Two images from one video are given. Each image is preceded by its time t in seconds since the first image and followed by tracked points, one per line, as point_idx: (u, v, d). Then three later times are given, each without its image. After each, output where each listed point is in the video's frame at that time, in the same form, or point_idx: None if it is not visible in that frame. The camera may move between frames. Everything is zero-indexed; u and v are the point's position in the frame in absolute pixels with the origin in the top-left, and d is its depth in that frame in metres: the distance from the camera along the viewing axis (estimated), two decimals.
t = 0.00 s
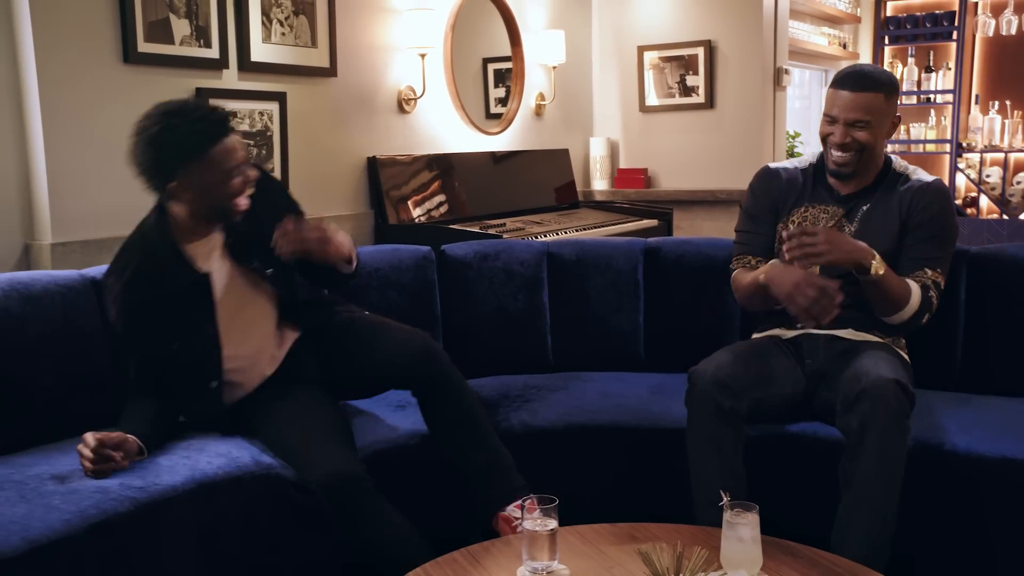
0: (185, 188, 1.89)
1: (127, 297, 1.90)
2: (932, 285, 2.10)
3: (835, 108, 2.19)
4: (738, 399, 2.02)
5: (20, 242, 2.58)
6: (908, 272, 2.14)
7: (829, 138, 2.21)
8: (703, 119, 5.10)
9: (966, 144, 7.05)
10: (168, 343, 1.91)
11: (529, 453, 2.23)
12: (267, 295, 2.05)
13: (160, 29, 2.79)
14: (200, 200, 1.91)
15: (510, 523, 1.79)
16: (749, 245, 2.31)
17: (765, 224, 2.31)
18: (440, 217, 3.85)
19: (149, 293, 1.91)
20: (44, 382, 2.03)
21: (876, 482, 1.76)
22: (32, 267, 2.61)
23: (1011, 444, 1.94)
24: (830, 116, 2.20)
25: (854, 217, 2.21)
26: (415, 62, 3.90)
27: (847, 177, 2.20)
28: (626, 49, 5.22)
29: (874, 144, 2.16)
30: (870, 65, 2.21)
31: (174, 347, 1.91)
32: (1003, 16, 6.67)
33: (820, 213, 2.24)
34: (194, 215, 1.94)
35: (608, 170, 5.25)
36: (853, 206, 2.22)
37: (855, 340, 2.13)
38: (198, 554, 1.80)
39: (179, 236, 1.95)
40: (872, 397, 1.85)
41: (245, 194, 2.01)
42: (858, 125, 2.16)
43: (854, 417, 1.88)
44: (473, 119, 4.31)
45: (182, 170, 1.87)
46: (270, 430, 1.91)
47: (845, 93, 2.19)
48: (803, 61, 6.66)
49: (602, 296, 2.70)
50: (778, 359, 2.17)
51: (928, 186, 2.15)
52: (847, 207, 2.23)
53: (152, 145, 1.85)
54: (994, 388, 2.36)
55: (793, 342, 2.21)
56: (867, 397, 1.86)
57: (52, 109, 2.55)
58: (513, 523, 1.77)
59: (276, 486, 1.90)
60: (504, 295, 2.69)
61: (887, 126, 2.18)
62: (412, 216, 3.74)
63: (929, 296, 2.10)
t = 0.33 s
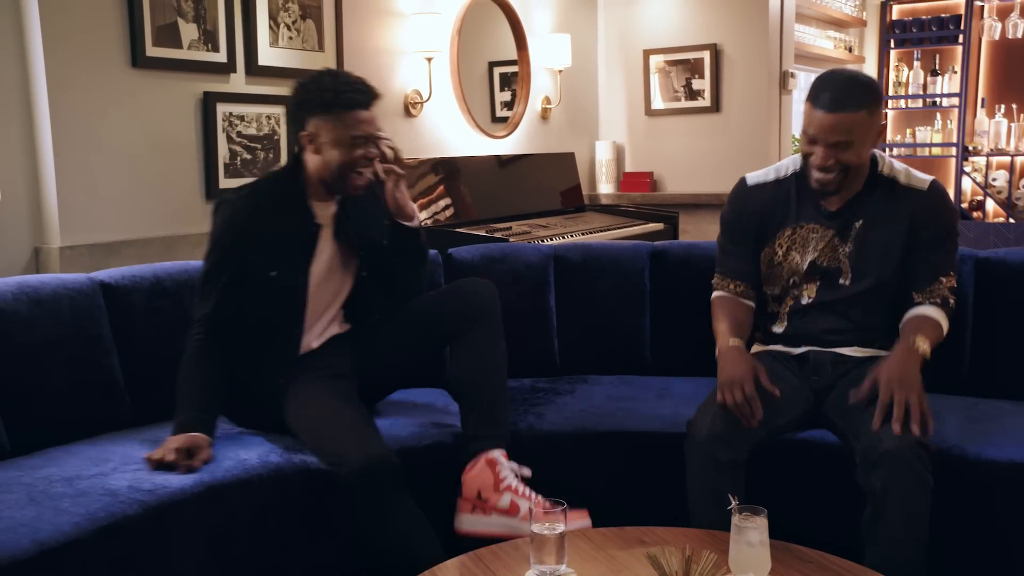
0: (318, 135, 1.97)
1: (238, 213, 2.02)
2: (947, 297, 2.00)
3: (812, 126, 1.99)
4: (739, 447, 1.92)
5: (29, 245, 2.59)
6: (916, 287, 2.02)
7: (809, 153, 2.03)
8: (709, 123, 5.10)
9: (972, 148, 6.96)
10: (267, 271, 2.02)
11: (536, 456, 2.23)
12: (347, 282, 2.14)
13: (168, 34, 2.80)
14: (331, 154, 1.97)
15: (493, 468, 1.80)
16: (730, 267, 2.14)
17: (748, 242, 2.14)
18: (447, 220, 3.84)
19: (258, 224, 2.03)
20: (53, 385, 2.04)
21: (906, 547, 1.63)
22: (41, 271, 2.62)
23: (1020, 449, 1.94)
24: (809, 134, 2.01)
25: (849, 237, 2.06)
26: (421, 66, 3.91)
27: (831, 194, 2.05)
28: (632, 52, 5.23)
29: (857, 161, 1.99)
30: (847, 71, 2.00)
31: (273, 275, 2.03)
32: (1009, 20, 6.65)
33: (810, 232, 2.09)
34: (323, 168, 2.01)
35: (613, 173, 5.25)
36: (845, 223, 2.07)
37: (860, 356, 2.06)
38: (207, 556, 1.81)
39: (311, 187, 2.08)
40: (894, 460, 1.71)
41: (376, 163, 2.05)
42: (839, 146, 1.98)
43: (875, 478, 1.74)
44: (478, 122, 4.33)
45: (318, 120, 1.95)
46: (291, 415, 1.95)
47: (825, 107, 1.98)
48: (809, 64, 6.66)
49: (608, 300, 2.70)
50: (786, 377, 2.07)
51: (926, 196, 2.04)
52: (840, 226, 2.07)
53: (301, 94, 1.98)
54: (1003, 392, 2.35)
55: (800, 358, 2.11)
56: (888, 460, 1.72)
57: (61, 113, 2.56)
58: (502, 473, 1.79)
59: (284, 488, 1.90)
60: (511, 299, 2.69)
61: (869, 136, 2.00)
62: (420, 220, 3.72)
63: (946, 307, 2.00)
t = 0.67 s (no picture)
0: (422, 147, 2.20)
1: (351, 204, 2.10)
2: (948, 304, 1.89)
3: (758, 151, 1.87)
4: (730, 455, 1.90)
5: (38, 248, 2.59)
6: (912, 300, 1.93)
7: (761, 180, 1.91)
8: (713, 126, 5.10)
9: (976, 151, 6.95)
10: (373, 261, 2.10)
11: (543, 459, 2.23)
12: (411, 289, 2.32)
13: (176, 37, 2.81)
14: (431, 165, 2.19)
15: (514, 452, 2.02)
16: (709, 280, 2.17)
17: (725, 255, 2.15)
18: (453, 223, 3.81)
19: (364, 216, 2.11)
20: (62, 387, 2.05)
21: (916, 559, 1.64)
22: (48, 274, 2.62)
23: None
24: (755, 159, 1.89)
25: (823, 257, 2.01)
26: (426, 68, 3.91)
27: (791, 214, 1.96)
28: (636, 55, 5.24)
29: (814, 180, 1.88)
30: (789, 86, 1.86)
31: (379, 265, 2.10)
32: (1013, 23, 6.66)
33: (779, 250, 2.06)
34: (424, 180, 2.22)
35: (618, 176, 5.25)
36: (815, 242, 2.01)
37: (854, 358, 2.07)
38: (216, 559, 1.81)
39: (408, 197, 2.25)
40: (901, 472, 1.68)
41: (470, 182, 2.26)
42: (788, 171, 1.86)
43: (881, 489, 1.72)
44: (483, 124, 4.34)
45: (427, 135, 2.20)
46: (366, 391, 2.07)
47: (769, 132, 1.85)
48: (813, 67, 6.65)
49: (615, 302, 2.71)
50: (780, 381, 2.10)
51: (898, 211, 1.93)
52: (807, 245, 2.02)
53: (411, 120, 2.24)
54: (1010, 396, 2.35)
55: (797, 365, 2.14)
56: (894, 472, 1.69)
57: (69, 117, 2.57)
58: (522, 456, 2.00)
59: (293, 490, 1.91)
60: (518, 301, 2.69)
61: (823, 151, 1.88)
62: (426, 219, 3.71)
63: (949, 318, 1.89)
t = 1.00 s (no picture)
0: (465, 150, 2.29)
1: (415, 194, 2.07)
2: (936, 307, 1.89)
3: (767, 114, 2.03)
4: (733, 453, 1.93)
5: (45, 250, 2.60)
6: (900, 301, 1.93)
7: (769, 148, 2.04)
8: (718, 128, 5.11)
9: (979, 153, 7.03)
10: (434, 252, 2.09)
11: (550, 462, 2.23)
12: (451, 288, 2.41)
13: (183, 39, 2.82)
14: (474, 167, 2.27)
15: (516, 451, 2.04)
16: (719, 281, 2.21)
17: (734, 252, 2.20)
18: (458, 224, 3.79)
19: (425, 206, 2.07)
20: (70, 388, 2.05)
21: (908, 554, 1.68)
22: (56, 275, 2.62)
23: None
24: (765, 124, 2.04)
25: (819, 245, 2.05)
26: (432, 70, 3.91)
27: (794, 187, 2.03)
28: (640, 58, 5.24)
29: (819, 148, 1.99)
30: (794, 66, 2.05)
31: (439, 255, 2.10)
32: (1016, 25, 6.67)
33: (783, 241, 2.10)
34: (469, 179, 2.28)
35: (623, 178, 5.26)
36: (814, 228, 2.06)
37: (851, 364, 2.07)
38: (225, 560, 1.81)
39: (453, 196, 2.30)
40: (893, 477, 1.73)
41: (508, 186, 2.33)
42: (793, 131, 1.99)
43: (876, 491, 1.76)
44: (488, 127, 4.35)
45: (472, 137, 2.28)
46: (394, 384, 2.10)
47: (781, 96, 2.01)
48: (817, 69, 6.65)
49: (621, 304, 2.71)
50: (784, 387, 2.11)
51: (894, 201, 1.97)
52: (807, 232, 2.06)
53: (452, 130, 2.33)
54: (1016, 398, 2.35)
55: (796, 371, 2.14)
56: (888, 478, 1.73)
57: (77, 119, 2.57)
58: (523, 457, 2.03)
59: (300, 492, 1.91)
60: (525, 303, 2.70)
61: (830, 125, 2.00)
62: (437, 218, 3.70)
63: (938, 323, 1.89)
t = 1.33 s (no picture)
0: (427, 141, 2.29)
1: (363, 195, 2.13)
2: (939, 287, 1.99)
3: (792, 99, 2.15)
4: (744, 452, 1.97)
5: (51, 251, 2.60)
6: (907, 282, 2.03)
7: (793, 132, 2.15)
8: (721, 129, 5.11)
9: (982, 154, 7.02)
10: (395, 245, 2.14)
11: (556, 462, 2.24)
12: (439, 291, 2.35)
13: (189, 40, 2.82)
14: (439, 156, 2.27)
15: (520, 470, 1.98)
16: (738, 276, 2.26)
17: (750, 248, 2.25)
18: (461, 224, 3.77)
19: (374, 206, 2.13)
20: (76, 389, 2.05)
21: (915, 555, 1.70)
22: (61, 276, 2.62)
23: None
24: (790, 109, 2.16)
25: (835, 229, 2.09)
26: (436, 71, 3.92)
27: (815, 168, 2.11)
28: (643, 59, 5.25)
29: (838, 128, 2.10)
30: (811, 60, 2.19)
31: (402, 248, 2.15)
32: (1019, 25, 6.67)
33: (799, 227, 2.15)
34: (434, 169, 2.29)
35: (624, 179, 5.26)
36: (831, 212, 2.11)
37: (862, 361, 2.07)
38: (232, 560, 1.81)
39: (422, 189, 2.31)
40: (901, 467, 1.76)
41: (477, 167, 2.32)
42: (820, 111, 2.11)
43: (884, 486, 1.79)
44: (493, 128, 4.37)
45: (430, 127, 2.29)
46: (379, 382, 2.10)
47: (803, 83, 2.14)
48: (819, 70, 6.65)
49: (625, 305, 2.71)
50: (794, 386, 2.11)
51: (909, 183, 2.05)
52: (824, 215, 2.12)
53: (408, 120, 2.34)
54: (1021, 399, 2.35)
55: (808, 367, 2.14)
56: (897, 468, 1.77)
57: (82, 119, 2.57)
58: (529, 475, 1.98)
59: (306, 493, 1.91)
60: (529, 304, 2.69)
61: (849, 111, 2.13)
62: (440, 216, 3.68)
63: (942, 303, 2.00)
